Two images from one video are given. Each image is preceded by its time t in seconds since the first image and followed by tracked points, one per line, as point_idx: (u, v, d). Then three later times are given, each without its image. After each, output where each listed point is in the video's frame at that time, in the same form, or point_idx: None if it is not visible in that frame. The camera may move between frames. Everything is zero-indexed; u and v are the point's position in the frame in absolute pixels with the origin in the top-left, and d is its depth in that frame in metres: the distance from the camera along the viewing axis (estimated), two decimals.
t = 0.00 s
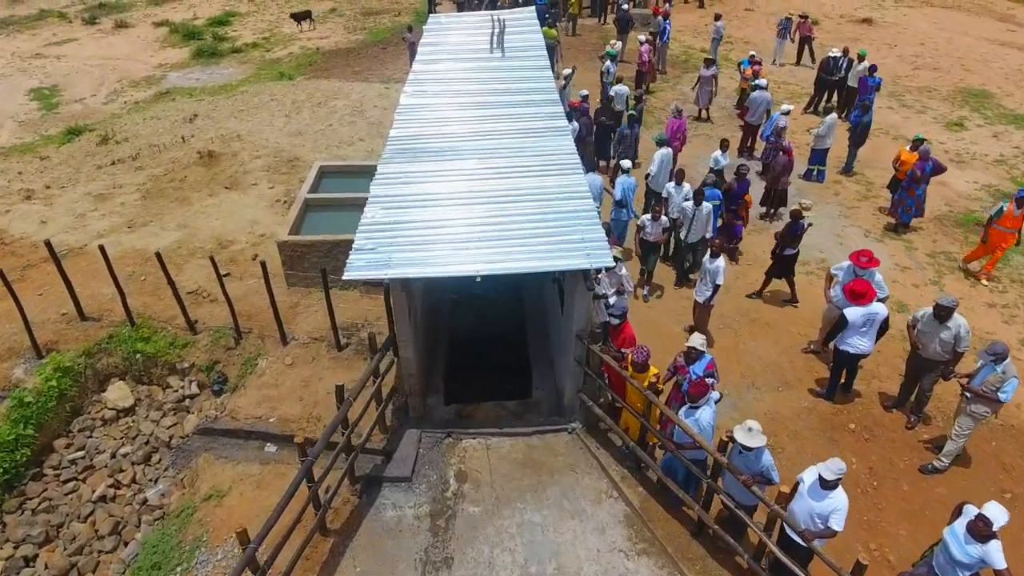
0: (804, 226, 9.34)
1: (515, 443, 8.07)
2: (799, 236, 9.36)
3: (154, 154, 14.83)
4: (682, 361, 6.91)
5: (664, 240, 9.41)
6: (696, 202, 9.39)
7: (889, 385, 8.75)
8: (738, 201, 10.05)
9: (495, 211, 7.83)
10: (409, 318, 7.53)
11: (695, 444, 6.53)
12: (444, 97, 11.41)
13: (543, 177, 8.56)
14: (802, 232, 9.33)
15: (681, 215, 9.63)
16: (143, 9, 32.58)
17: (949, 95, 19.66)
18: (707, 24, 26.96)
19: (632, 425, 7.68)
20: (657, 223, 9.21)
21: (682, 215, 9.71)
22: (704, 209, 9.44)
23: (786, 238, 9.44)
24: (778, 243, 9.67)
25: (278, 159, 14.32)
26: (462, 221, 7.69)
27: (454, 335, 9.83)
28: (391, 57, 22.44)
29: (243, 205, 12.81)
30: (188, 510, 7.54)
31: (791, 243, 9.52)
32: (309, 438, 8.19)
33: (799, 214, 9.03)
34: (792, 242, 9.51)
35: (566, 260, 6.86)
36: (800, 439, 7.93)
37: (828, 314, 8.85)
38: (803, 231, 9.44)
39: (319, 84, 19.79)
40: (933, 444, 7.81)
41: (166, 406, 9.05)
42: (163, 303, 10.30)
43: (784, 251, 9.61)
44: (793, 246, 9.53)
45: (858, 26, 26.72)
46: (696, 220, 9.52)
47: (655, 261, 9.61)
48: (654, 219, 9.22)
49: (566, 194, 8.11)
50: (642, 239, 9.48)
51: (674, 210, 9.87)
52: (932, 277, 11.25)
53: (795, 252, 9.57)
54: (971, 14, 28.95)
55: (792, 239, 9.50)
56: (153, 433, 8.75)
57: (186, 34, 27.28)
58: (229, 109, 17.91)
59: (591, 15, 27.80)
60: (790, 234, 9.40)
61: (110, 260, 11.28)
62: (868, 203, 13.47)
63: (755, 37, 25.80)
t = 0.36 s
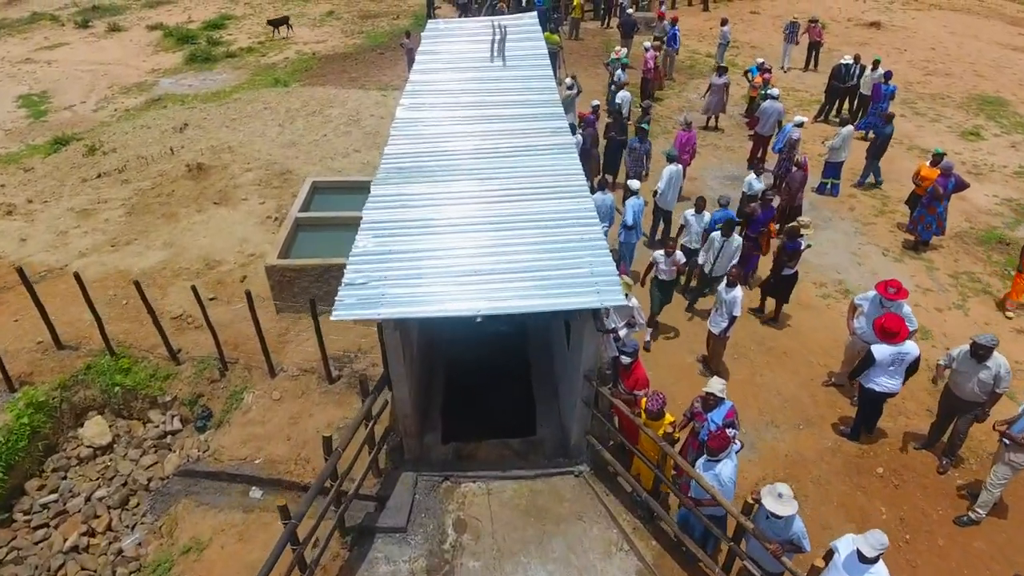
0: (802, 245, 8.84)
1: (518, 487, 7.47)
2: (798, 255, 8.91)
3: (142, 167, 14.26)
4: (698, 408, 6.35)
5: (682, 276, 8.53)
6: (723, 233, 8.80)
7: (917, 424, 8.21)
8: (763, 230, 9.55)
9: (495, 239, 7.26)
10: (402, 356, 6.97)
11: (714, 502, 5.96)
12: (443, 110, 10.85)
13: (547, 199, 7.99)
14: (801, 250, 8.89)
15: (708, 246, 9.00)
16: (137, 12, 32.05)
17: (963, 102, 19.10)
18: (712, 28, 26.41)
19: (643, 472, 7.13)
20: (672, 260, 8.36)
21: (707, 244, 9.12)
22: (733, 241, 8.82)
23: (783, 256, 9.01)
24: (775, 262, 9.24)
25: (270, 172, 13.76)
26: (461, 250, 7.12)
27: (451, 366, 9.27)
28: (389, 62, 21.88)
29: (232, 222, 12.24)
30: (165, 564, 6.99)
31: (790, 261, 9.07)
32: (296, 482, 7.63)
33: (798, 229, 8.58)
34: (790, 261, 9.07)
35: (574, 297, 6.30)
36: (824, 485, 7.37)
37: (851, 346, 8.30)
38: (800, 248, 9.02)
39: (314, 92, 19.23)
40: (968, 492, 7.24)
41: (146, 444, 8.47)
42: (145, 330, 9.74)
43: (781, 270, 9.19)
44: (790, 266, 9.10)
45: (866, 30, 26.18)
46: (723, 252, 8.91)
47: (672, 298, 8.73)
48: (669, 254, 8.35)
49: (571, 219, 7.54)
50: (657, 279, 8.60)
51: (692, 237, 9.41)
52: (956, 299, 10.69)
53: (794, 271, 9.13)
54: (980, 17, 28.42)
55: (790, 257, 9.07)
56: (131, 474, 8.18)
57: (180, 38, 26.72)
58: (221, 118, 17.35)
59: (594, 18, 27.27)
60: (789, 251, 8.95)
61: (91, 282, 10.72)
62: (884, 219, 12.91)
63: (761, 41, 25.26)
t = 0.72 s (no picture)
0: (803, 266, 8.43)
1: (522, 532, 6.88)
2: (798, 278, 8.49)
3: (129, 180, 13.74)
4: (718, 459, 5.85)
5: (701, 322, 7.80)
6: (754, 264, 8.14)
7: (946, 464, 7.72)
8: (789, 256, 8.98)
9: (497, 272, 6.73)
10: (397, 401, 6.44)
11: (735, 565, 5.42)
12: (441, 125, 10.31)
13: (552, 226, 7.46)
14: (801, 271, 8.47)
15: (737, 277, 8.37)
16: (131, 16, 31.54)
17: (977, 109, 18.58)
18: (717, 32, 25.90)
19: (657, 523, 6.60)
20: (688, 305, 7.72)
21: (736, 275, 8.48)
22: (767, 273, 8.12)
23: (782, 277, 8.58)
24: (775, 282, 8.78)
25: (262, 185, 13.24)
26: (460, 284, 6.59)
27: (449, 400, 8.76)
28: (387, 68, 21.36)
29: (221, 239, 11.72)
30: None
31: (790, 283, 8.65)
32: (282, 530, 7.12)
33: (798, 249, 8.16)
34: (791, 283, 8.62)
35: (583, 340, 5.79)
36: (851, 535, 6.85)
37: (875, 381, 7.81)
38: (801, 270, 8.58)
39: (310, 99, 18.72)
40: (1006, 544, 6.73)
41: (125, 483, 7.92)
42: (127, 359, 9.23)
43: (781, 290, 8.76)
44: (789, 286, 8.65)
45: (874, 34, 25.69)
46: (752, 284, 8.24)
47: (688, 349, 7.99)
48: (686, 300, 7.71)
49: (579, 248, 7.01)
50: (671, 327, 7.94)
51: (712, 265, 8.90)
52: (981, 323, 10.18)
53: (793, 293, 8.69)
54: (990, 21, 27.95)
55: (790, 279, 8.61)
56: (108, 518, 7.64)
57: (174, 41, 26.20)
58: (213, 127, 16.83)
59: (596, 22, 26.76)
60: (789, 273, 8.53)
61: (72, 306, 10.20)
62: (902, 235, 12.41)
63: (767, 46, 24.76)
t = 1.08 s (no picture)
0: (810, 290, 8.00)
1: None
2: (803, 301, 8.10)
3: (117, 193, 13.26)
4: (742, 515, 5.34)
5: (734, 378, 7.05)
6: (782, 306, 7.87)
7: (979, 507, 7.23)
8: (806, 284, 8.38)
9: (500, 307, 6.26)
10: (392, 448, 5.93)
11: None
12: (440, 140, 9.83)
13: (557, 254, 6.98)
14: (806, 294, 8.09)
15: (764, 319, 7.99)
16: (126, 19, 31.09)
17: (991, 117, 18.10)
18: (722, 36, 25.42)
19: None
20: (721, 365, 6.87)
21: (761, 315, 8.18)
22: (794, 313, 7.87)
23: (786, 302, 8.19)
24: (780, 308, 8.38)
25: (254, 199, 12.75)
26: (460, 319, 6.12)
27: (447, 433, 8.28)
28: (385, 73, 20.89)
29: (211, 257, 11.24)
30: None
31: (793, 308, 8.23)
32: None
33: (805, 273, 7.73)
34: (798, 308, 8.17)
35: (594, 385, 5.32)
36: None
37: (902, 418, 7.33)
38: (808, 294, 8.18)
39: (306, 106, 18.24)
40: None
41: (103, 525, 7.39)
42: (108, 389, 8.74)
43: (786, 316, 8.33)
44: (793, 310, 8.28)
45: (883, 38, 25.22)
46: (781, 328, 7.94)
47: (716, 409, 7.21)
48: (719, 362, 6.88)
49: (585, 280, 6.54)
50: (698, 385, 7.13)
51: (733, 304, 8.32)
52: (1006, 347, 9.70)
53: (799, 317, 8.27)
54: (999, 24, 27.51)
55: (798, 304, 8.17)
56: (84, 564, 7.11)
57: (169, 46, 25.74)
58: (205, 135, 16.35)
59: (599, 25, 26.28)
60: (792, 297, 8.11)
61: (53, 331, 9.72)
62: (920, 252, 11.93)
63: (773, 50, 24.28)
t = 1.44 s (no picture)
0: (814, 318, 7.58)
1: None
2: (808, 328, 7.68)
3: (104, 206, 12.80)
4: None
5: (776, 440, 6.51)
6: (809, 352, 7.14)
7: (1014, 553, 6.77)
8: (816, 313, 7.95)
9: (502, 345, 5.83)
10: (386, 501, 5.44)
11: None
12: (439, 155, 9.39)
13: (563, 284, 6.57)
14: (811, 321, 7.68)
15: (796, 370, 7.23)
16: (121, 21, 30.65)
17: (1004, 124, 17.65)
18: (727, 40, 24.97)
19: None
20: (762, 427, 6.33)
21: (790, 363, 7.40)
22: (823, 358, 7.18)
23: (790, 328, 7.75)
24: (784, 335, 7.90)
25: (246, 213, 12.28)
26: (461, 361, 5.66)
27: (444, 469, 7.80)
28: (383, 78, 20.43)
29: (200, 276, 10.77)
30: None
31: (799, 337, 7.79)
32: None
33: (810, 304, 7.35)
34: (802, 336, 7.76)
35: (608, 436, 4.88)
36: None
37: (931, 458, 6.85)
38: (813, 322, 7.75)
39: (302, 112, 17.78)
40: None
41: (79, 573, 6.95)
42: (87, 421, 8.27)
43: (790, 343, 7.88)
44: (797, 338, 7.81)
45: (890, 42, 24.78)
46: (811, 376, 7.27)
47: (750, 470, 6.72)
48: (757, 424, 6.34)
49: (593, 314, 6.12)
50: (737, 447, 6.57)
51: (757, 344, 7.52)
52: None
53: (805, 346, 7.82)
54: (1008, 27, 27.09)
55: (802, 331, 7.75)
56: None
57: (164, 49, 25.29)
58: (197, 143, 15.90)
59: (601, 29, 25.82)
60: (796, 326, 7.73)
61: (32, 356, 9.26)
62: (938, 269, 11.47)
63: (779, 53, 23.82)
